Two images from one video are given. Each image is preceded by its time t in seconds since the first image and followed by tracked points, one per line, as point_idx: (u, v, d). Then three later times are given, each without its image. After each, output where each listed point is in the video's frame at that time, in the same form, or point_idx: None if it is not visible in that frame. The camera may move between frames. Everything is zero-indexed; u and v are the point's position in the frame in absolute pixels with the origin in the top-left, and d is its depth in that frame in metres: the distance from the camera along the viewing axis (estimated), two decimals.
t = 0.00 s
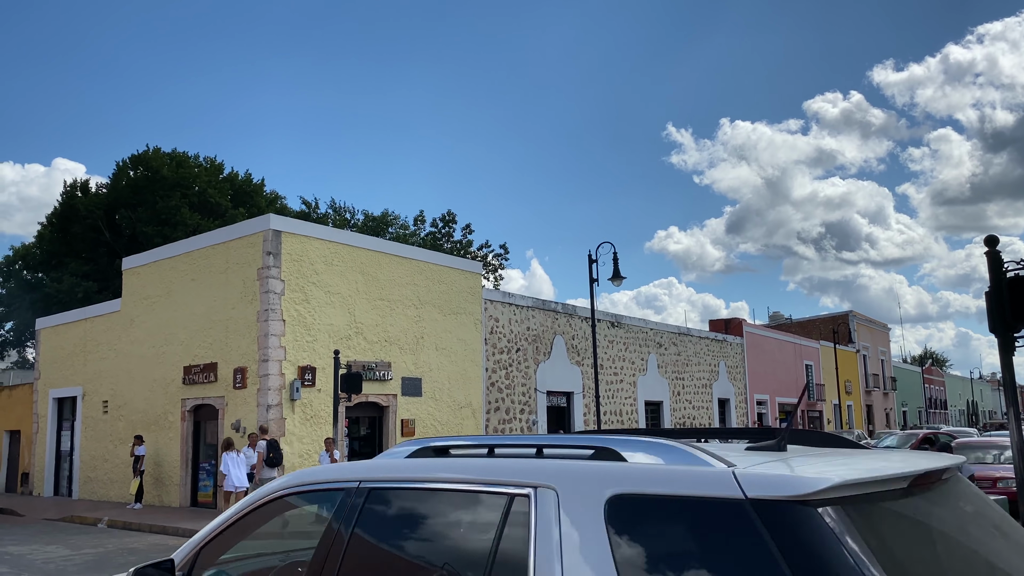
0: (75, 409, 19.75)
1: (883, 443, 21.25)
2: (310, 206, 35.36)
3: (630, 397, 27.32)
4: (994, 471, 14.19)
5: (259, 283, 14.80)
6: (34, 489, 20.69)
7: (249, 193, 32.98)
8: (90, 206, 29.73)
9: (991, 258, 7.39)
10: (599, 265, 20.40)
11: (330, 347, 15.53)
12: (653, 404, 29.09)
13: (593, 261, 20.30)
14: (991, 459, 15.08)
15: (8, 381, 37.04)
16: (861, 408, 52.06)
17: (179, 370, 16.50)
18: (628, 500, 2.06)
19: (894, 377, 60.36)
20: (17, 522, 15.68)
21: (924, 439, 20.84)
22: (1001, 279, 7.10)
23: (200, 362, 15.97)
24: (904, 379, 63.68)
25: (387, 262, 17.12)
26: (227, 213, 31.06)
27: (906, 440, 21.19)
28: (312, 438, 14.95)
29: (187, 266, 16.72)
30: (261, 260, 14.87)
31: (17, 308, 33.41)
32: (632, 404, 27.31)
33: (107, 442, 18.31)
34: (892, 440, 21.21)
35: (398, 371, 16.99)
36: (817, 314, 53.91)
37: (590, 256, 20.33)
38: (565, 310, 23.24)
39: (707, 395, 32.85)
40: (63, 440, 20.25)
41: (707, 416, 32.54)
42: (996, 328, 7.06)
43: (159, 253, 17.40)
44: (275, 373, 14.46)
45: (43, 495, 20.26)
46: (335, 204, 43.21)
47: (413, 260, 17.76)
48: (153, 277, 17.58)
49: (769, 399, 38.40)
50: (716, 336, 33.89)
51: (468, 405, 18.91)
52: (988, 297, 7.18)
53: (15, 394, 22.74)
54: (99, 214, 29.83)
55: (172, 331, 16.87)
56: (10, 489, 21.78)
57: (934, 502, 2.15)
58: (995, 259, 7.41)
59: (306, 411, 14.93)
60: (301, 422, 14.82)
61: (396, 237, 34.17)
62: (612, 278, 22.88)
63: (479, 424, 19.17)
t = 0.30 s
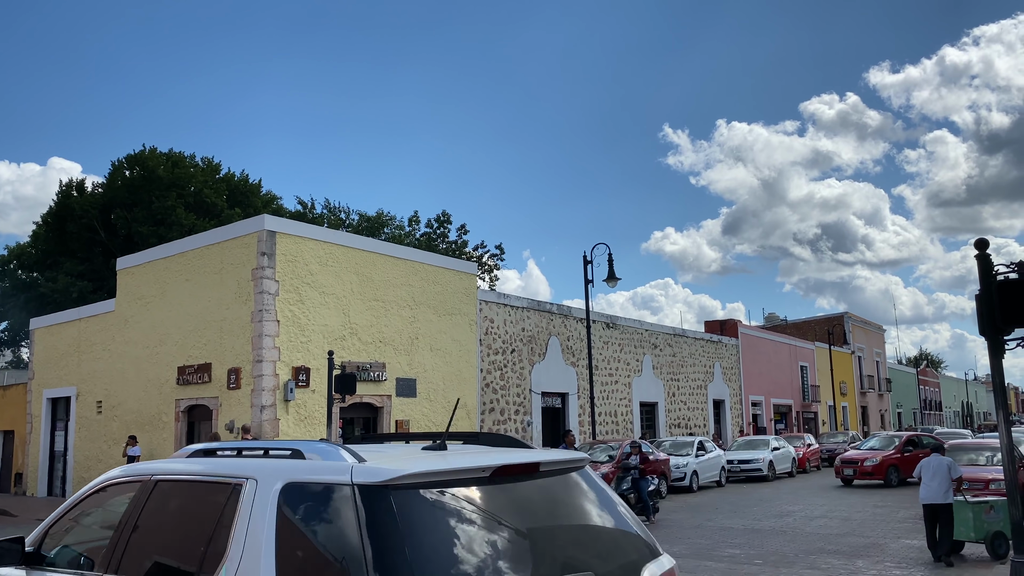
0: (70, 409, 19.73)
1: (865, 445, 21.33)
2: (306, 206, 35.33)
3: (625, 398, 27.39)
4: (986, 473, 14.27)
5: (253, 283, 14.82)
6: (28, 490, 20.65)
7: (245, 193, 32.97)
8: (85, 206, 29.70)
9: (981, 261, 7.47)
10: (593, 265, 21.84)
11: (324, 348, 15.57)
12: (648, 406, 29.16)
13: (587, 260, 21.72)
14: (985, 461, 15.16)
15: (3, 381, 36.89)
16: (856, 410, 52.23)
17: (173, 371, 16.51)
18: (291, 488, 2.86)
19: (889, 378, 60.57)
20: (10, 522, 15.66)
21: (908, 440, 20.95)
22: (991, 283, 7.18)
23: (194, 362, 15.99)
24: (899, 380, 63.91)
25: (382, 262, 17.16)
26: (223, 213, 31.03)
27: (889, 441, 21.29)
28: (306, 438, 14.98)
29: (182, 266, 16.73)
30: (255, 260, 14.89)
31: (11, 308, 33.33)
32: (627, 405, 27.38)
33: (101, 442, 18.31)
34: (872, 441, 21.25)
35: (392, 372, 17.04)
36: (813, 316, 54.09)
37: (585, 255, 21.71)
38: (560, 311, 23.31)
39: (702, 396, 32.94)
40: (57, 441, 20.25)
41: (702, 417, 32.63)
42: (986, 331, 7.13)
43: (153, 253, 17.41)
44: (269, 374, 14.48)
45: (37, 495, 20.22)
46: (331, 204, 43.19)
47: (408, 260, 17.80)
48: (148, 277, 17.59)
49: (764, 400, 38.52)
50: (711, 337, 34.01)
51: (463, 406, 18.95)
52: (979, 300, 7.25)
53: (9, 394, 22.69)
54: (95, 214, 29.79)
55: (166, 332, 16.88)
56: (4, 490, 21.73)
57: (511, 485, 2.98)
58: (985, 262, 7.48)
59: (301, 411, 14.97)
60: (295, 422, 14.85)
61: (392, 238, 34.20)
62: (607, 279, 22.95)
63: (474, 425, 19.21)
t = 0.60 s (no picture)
0: (52, 409, 19.57)
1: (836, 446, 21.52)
2: (293, 206, 35.18)
3: (610, 399, 27.50)
4: (966, 475, 14.46)
5: (237, 283, 14.76)
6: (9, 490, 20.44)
7: (230, 192, 32.79)
8: (69, 204, 29.51)
9: (960, 264, 7.59)
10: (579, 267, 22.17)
11: (308, 348, 15.54)
12: (633, 407, 29.31)
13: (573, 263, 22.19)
14: (965, 462, 15.38)
15: None
16: (840, 411, 52.68)
17: (157, 371, 16.41)
18: (97, 481, 3.48)
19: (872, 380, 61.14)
20: None
21: (878, 441, 21.17)
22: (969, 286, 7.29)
23: (178, 362, 15.91)
24: (882, 382, 64.52)
25: (367, 262, 17.15)
26: (208, 213, 30.85)
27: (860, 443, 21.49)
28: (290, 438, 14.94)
29: (166, 266, 16.64)
30: (240, 260, 14.83)
31: None
32: (612, 406, 27.50)
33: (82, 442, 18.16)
34: (844, 442, 21.40)
35: (377, 372, 17.03)
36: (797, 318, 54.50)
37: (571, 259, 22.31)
38: (546, 312, 23.38)
39: (686, 397, 33.13)
40: (39, 441, 20.08)
41: (686, 418, 32.82)
42: (964, 333, 7.25)
43: (137, 252, 17.30)
44: (253, 374, 14.43)
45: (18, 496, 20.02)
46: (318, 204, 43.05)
47: (393, 260, 17.80)
48: (131, 276, 17.47)
49: (748, 401, 38.79)
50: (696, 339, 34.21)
51: (448, 406, 18.97)
52: (958, 303, 7.36)
53: None
54: (78, 212, 29.58)
55: (149, 331, 16.79)
56: None
57: (276, 477, 3.61)
58: (964, 265, 7.60)
59: (285, 411, 14.93)
60: (279, 423, 14.81)
61: (378, 238, 34.14)
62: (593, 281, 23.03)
63: (459, 425, 19.23)
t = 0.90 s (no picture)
0: (21, 409, 19.21)
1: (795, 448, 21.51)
2: (269, 204, 34.86)
3: (586, 399, 27.61)
4: (934, 476, 14.71)
5: (211, 282, 14.60)
6: None
7: (206, 190, 32.43)
8: (41, 200, 29.09)
9: (929, 268, 7.73)
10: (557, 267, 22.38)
11: (283, 348, 15.40)
12: (609, 407, 29.45)
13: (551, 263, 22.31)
14: (934, 463, 15.68)
15: None
16: (812, 412, 53.33)
17: (129, 370, 16.16)
18: None
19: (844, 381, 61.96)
20: None
21: (837, 443, 21.26)
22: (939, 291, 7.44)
23: (151, 361, 15.69)
24: (854, 383, 65.43)
25: (344, 262, 17.05)
26: (183, 210, 30.47)
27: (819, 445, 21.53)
28: (264, 439, 14.80)
29: (139, 264, 16.40)
30: (214, 258, 14.67)
31: None
32: (588, 407, 27.61)
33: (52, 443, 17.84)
34: (806, 444, 21.41)
35: (353, 373, 16.94)
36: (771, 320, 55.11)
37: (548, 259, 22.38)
38: (523, 312, 23.42)
39: (662, 398, 33.36)
40: (6, 441, 19.68)
41: (661, 418, 33.05)
42: (933, 337, 7.39)
43: (110, 250, 17.04)
44: (227, 374, 14.28)
45: None
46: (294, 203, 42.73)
47: (370, 260, 17.72)
48: (104, 274, 17.20)
49: (723, 401, 39.18)
50: (671, 340, 34.47)
51: (425, 406, 18.92)
52: (928, 309, 7.52)
53: None
54: (50, 209, 29.15)
55: (122, 330, 16.54)
56: None
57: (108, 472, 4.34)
58: (933, 269, 7.75)
59: (259, 411, 14.78)
60: (254, 423, 14.67)
61: (355, 237, 33.95)
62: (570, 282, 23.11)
63: (436, 426, 19.18)
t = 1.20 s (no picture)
0: None
1: (745, 450, 21.39)
2: (236, 203, 34.35)
3: (554, 400, 27.69)
4: (893, 477, 15.03)
5: (175, 281, 14.34)
6: None
7: (171, 188, 31.85)
8: None
9: (890, 273, 7.90)
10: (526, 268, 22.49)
11: (248, 348, 15.19)
12: (576, 408, 29.58)
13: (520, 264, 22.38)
14: (893, 464, 16.06)
15: None
16: (776, 413, 54.13)
17: (90, 369, 15.80)
18: None
19: (807, 383, 63.02)
20: None
21: (785, 445, 21.26)
22: (899, 295, 7.62)
23: (112, 361, 15.36)
24: (816, 385, 66.59)
25: (310, 261, 16.87)
26: (146, 208, 29.89)
27: (766, 447, 21.45)
28: (228, 440, 14.58)
29: (101, 261, 16.05)
30: (178, 257, 14.42)
31: None
32: (555, 408, 27.70)
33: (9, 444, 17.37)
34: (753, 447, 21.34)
35: (319, 373, 16.78)
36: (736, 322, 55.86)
37: (517, 260, 22.43)
38: (492, 313, 23.42)
39: (628, 399, 33.59)
40: None
41: (628, 419, 33.28)
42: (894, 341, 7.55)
43: (70, 247, 16.65)
44: (191, 374, 14.04)
45: None
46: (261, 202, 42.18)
47: (337, 259, 17.57)
48: (64, 272, 16.79)
49: (688, 403, 39.59)
50: (638, 342, 34.74)
51: (392, 407, 18.81)
52: (889, 311, 7.73)
53: None
54: (8, 204, 28.35)
55: (82, 329, 16.17)
56: None
57: None
58: (894, 274, 7.92)
59: (223, 412, 14.55)
60: (217, 424, 14.44)
61: (322, 236, 33.62)
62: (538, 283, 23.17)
63: (402, 427, 19.08)
